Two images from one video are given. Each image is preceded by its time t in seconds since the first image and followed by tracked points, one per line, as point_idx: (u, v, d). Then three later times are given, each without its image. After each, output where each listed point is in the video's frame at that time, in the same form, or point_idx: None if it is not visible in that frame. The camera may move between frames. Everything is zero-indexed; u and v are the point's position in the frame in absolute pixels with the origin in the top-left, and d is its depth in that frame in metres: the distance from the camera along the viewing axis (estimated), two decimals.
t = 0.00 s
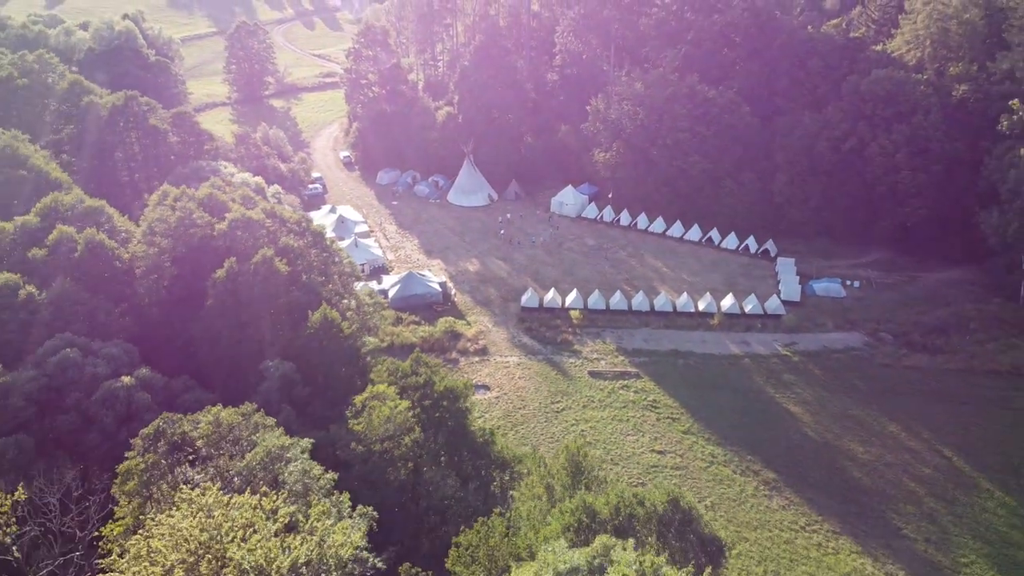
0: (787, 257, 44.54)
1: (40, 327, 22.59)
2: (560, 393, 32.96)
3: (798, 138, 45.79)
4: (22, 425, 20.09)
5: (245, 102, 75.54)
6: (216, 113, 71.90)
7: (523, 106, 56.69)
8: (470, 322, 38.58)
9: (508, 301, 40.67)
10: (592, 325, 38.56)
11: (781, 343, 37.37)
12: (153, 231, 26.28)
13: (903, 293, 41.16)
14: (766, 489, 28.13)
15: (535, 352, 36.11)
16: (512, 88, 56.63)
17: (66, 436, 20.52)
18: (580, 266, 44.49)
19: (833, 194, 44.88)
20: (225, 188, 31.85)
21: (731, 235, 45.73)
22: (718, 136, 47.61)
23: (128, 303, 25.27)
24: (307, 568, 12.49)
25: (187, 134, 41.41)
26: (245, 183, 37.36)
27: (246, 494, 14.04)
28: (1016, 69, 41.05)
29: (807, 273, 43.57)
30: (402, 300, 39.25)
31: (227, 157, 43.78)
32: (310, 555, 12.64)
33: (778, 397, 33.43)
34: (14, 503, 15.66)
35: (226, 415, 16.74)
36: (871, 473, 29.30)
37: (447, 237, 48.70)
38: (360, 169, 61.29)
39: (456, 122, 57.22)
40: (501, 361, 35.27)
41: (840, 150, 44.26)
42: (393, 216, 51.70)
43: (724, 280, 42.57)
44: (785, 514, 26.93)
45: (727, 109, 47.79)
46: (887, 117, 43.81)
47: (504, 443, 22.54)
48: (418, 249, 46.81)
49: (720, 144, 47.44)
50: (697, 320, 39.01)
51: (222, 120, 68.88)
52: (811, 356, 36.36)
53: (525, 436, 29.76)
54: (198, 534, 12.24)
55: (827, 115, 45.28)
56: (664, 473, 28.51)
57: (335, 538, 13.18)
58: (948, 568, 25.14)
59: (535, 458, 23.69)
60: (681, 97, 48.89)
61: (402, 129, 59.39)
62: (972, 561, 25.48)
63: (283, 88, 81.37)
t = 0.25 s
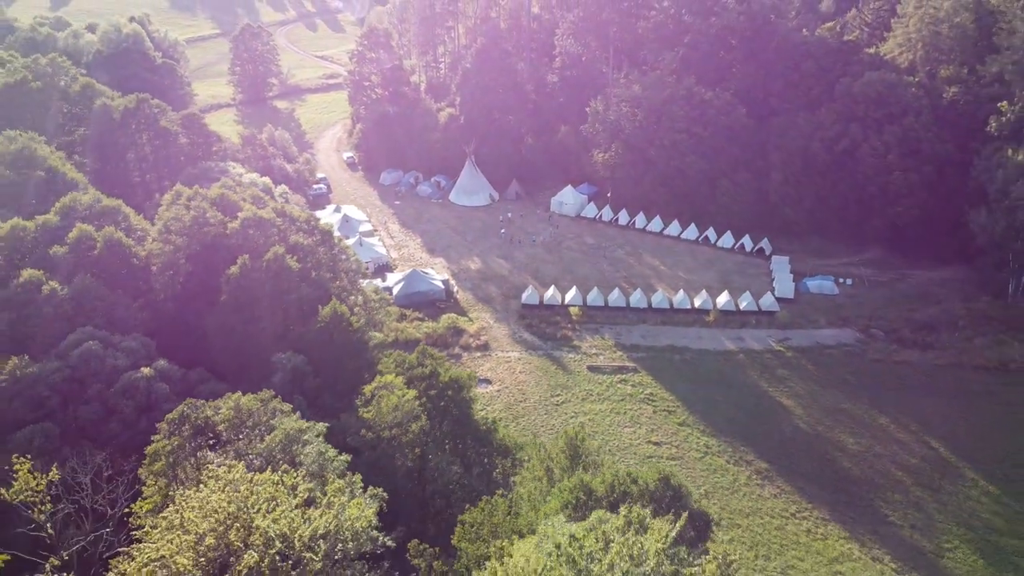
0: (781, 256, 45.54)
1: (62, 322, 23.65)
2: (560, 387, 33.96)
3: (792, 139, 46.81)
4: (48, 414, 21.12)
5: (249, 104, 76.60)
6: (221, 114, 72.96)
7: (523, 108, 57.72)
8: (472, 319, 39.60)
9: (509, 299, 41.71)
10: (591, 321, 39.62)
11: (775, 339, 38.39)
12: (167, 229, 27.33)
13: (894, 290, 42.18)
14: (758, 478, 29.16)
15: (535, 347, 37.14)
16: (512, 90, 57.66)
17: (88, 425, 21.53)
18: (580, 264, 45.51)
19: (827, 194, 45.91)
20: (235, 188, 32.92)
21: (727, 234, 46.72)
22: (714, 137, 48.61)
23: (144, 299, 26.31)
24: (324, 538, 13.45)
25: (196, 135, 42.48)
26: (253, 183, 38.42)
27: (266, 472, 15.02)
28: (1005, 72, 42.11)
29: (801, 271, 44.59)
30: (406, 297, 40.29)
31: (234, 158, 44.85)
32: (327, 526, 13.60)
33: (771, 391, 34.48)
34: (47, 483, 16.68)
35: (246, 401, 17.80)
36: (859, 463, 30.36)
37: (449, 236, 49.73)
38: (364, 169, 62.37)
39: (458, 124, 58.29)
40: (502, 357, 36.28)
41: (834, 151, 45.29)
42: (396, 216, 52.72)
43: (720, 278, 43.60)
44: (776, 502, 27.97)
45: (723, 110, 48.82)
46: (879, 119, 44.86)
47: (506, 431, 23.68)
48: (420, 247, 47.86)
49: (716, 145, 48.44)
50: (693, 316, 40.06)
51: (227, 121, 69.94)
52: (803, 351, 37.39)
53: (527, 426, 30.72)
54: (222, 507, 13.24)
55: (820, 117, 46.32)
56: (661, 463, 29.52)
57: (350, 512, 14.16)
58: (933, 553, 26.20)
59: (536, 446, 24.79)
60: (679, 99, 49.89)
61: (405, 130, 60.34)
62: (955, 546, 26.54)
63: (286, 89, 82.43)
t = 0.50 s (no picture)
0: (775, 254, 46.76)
1: (86, 315, 24.93)
2: (560, 380, 35.13)
3: (786, 140, 47.99)
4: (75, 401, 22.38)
5: (254, 105, 77.82)
6: (227, 115, 74.27)
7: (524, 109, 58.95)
8: (474, 315, 40.82)
9: (510, 295, 42.95)
10: (590, 317, 40.86)
11: (768, 334, 39.61)
12: (184, 227, 28.60)
13: (884, 287, 43.39)
14: (750, 466, 30.37)
15: (536, 342, 38.34)
16: (513, 92, 58.87)
17: (112, 411, 22.74)
18: (579, 261, 46.74)
19: (820, 194, 47.13)
20: (248, 188, 34.20)
21: (723, 232, 47.91)
22: (710, 138, 49.80)
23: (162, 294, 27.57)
24: (342, 507, 14.61)
25: (206, 137, 43.79)
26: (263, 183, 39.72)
27: (287, 449, 16.22)
28: (993, 75, 43.30)
29: (794, 268, 45.79)
30: (410, 294, 41.55)
31: (242, 159, 46.14)
32: (344, 497, 14.74)
33: (764, 384, 35.70)
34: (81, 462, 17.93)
35: (267, 386, 19.05)
36: (848, 452, 31.59)
37: (452, 234, 50.98)
38: (368, 170, 63.67)
39: (460, 125, 59.56)
40: (504, 351, 37.47)
41: (827, 152, 46.51)
42: (399, 215, 53.98)
43: (715, 275, 44.82)
44: (766, 489, 29.18)
45: (719, 112, 50.05)
46: (870, 120, 46.09)
47: (507, 418, 24.96)
48: (424, 246, 49.13)
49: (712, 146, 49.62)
50: (689, 312, 41.28)
51: (233, 122, 71.20)
52: (795, 345, 38.62)
53: (528, 415, 31.85)
54: (248, 478, 14.43)
55: (813, 118, 47.56)
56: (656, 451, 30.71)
57: (365, 486, 15.32)
58: (915, 536, 27.41)
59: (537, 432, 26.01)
60: (676, 101, 51.08)
61: (408, 130, 61.52)
62: (937, 530, 27.75)
63: (291, 91, 83.72)
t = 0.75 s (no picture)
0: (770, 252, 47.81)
1: (105, 309, 25.99)
2: (559, 374, 36.12)
3: (781, 141, 49.01)
4: (97, 391, 23.45)
5: (257, 106, 78.76)
6: (231, 115, 75.36)
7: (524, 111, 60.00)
8: (476, 311, 41.87)
9: (511, 293, 44.00)
10: (589, 313, 41.94)
11: (762, 330, 40.66)
12: (197, 226, 29.66)
13: (876, 285, 44.45)
14: (743, 457, 31.39)
15: (536, 338, 39.35)
16: (514, 93, 59.93)
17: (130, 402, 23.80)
18: (578, 260, 47.81)
19: (814, 194, 48.17)
20: (257, 188, 35.31)
21: (719, 232, 48.99)
22: (706, 139, 50.82)
23: (176, 290, 28.62)
24: (355, 484, 15.66)
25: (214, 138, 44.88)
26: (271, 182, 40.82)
27: (303, 432, 17.28)
28: (982, 77, 44.40)
29: (789, 267, 46.85)
30: (414, 291, 42.59)
31: (249, 159, 47.23)
32: (357, 475, 15.79)
33: (758, 378, 36.77)
34: (107, 446, 18.99)
35: (282, 375, 20.14)
36: (837, 443, 32.63)
37: (454, 233, 52.04)
38: (371, 170, 64.73)
39: (462, 126, 60.63)
40: (505, 346, 38.46)
41: (820, 153, 47.57)
42: (402, 214, 55.04)
43: (711, 273, 45.85)
44: (758, 478, 30.20)
45: (715, 114, 51.11)
46: (863, 121, 47.14)
47: (508, 408, 26.00)
48: (426, 244, 50.20)
49: (708, 147, 50.65)
50: (685, 309, 42.34)
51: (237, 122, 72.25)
52: (788, 341, 39.69)
53: (529, 407, 32.77)
54: (268, 457, 15.50)
55: (807, 120, 48.62)
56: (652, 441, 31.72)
57: (376, 466, 16.38)
58: (901, 522, 28.43)
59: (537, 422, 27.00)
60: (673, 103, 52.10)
61: (410, 131, 62.55)
62: (923, 517, 28.74)
63: (294, 92, 84.79)
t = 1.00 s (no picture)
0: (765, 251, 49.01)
1: (125, 304, 27.29)
2: (559, 368, 37.27)
3: (776, 142, 50.21)
4: (119, 381, 24.74)
5: (261, 108, 79.97)
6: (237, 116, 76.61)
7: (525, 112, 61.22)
8: (478, 308, 43.07)
9: (512, 290, 45.21)
10: (588, 310, 43.16)
11: (757, 326, 41.86)
12: (211, 225, 30.95)
13: (867, 282, 45.67)
14: (736, 447, 32.58)
15: (536, 334, 40.54)
16: (514, 95, 61.16)
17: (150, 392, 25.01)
18: (577, 258, 49.02)
19: (807, 193, 49.36)
20: (267, 188, 36.55)
21: (715, 231, 50.20)
22: (703, 140, 51.99)
23: (191, 286, 29.90)
24: (369, 462, 16.76)
25: (223, 139, 46.12)
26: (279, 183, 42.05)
27: (319, 415, 18.45)
28: (971, 80, 45.72)
29: (783, 265, 48.05)
30: (418, 288, 43.79)
31: (257, 160, 48.47)
32: (371, 454, 16.90)
33: (751, 371, 38.01)
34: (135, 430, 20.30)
35: (298, 364, 21.38)
36: (827, 433, 33.86)
37: (456, 232, 53.26)
38: (374, 170, 65.95)
39: (464, 127, 61.83)
40: (506, 342, 39.61)
41: (814, 154, 48.78)
42: (405, 214, 56.26)
43: (707, 271, 47.04)
44: (750, 467, 31.40)
45: (712, 115, 52.33)
46: (855, 123, 48.36)
47: (510, 397, 27.14)
48: (430, 243, 51.42)
49: (705, 147, 51.83)
50: (681, 306, 43.54)
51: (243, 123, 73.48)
52: (781, 337, 40.91)
53: (530, 399, 33.90)
54: (289, 436, 16.61)
55: (801, 121, 49.82)
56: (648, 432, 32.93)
57: (388, 447, 17.50)
58: (886, 509, 29.66)
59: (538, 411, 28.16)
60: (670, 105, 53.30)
61: (413, 132, 63.72)
62: (908, 504, 29.97)
63: (298, 93, 86.02)
